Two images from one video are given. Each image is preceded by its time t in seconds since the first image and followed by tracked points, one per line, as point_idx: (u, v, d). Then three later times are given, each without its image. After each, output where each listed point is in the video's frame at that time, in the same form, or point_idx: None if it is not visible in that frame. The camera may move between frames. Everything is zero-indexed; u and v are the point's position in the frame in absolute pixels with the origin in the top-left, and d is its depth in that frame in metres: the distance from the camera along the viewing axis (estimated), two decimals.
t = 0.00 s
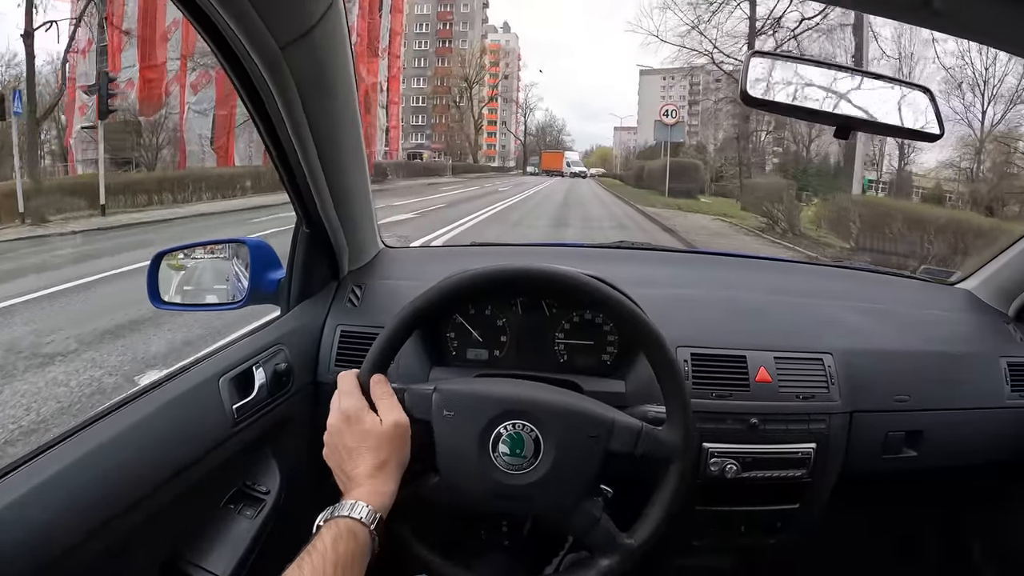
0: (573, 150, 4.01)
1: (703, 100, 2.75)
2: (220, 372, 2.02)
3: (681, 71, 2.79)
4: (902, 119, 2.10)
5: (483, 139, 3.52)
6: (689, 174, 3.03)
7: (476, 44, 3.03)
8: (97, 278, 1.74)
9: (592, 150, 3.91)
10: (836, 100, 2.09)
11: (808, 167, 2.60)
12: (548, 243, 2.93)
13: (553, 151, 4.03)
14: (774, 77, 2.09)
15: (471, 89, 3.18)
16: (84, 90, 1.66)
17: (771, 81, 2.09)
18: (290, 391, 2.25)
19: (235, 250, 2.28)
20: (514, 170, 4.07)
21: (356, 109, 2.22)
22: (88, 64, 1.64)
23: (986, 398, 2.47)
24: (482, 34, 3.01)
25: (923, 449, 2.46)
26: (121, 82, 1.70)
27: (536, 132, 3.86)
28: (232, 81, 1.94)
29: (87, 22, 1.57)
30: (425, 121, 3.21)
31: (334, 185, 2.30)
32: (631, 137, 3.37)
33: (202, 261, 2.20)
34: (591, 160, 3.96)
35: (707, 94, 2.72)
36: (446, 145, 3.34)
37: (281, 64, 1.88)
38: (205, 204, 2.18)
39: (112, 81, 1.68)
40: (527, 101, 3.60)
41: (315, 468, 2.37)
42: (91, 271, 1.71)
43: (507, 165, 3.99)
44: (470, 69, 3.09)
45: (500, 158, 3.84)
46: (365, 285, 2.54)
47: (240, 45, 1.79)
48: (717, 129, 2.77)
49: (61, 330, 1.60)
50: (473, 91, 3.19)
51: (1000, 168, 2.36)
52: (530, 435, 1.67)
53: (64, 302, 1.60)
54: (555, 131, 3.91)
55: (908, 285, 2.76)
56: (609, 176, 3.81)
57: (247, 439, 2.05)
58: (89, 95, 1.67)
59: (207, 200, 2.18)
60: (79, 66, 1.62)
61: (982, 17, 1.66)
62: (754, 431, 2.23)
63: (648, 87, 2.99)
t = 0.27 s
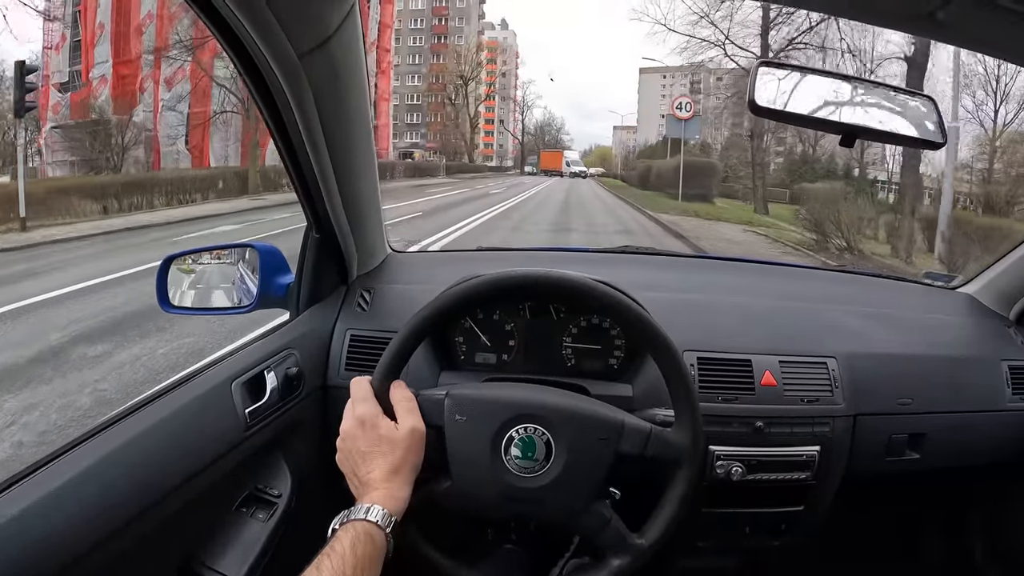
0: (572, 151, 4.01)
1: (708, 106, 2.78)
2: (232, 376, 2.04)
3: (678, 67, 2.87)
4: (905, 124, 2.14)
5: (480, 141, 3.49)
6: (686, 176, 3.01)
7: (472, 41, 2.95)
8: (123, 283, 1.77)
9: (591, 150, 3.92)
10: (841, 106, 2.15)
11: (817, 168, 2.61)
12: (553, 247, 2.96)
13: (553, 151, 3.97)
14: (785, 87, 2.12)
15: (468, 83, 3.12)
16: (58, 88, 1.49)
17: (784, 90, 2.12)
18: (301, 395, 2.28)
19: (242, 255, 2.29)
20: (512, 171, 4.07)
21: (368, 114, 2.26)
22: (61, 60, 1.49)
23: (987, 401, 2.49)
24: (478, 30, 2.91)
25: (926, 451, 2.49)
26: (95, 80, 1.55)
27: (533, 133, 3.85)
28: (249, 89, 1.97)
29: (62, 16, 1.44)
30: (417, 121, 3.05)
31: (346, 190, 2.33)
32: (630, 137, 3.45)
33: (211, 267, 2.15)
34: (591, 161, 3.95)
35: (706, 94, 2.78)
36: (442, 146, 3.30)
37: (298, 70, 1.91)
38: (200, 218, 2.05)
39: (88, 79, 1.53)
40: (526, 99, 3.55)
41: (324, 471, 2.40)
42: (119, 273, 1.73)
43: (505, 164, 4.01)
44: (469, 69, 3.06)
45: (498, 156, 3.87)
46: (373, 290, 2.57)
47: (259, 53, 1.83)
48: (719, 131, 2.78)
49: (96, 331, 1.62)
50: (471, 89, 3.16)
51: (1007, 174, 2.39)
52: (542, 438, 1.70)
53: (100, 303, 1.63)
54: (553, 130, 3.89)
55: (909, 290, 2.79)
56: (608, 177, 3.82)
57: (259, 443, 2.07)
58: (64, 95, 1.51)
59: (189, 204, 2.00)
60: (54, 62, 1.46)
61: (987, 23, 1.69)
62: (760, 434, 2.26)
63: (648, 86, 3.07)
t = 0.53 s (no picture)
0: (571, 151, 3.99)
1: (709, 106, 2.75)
2: (231, 378, 2.04)
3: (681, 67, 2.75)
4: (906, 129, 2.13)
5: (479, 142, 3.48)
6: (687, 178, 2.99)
7: (468, 35, 2.94)
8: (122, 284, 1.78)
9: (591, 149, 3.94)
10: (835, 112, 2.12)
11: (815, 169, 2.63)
12: (553, 250, 2.96)
13: (551, 149, 3.97)
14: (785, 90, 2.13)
15: (467, 84, 3.08)
16: (29, 86, 1.41)
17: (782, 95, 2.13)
18: (299, 397, 2.28)
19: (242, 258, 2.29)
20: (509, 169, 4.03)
21: (367, 116, 2.26)
22: (32, 57, 1.40)
23: (986, 406, 2.50)
24: (473, 25, 2.91)
25: (924, 455, 2.49)
26: (64, 77, 1.47)
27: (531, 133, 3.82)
28: (249, 93, 1.98)
29: (34, 10, 1.37)
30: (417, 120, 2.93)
31: (344, 193, 2.33)
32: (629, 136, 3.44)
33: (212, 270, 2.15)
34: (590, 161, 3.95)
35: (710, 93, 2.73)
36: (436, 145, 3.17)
37: (297, 74, 1.92)
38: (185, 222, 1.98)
39: (58, 74, 1.45)
40: (522, 96, 3.50)
41: (323, 473, 2.40)
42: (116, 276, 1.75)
43: (502, 164, 3.86)
44: (467, 70, 3.03)
45: (494, 156, 3.76)
46: (373, 293, 2.57)
47: (260, 58, 1.83)
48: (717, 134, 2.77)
49: (93, 332, 1.64)
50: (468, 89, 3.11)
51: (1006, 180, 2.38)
52: (540, 441, 1.70)
53: (92, 305, 1.65)
54: (551, 129, 3.85)
55: (909, 293, 2.79)
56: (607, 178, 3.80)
57: (257, 445, 2.07)
58: (35, 92, 1.42)
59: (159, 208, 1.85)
60: (24, 59, 1.37)
61: (982, 28, 1.69)
62: (759, 438, 2.26)
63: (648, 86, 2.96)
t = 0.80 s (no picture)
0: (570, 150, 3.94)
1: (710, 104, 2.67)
2: (221, 375, 2.02)
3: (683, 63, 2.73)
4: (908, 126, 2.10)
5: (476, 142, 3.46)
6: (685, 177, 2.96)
7: (465, 31, 2.88)
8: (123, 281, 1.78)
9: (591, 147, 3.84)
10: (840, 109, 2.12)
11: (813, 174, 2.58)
12: (550, 249, 2.93)
13: (550, 148, 3.87)
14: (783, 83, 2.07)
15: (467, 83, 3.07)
16: None
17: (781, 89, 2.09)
18: (291, 395, 2.26)
19: (239, 256, 2.26)
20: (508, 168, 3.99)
21: (358, 112, 2.24)
22: None
23: (987, 407, 2.47)
24: (470, 21, 2.86)
25: (924, 457, 2.46)
26: (30, 74, 1.34)
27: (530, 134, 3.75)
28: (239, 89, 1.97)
29: None
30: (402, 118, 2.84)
31: (336, 189, 2.30)
32: (629, 136, 3.37)
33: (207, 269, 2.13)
34: (590, 160, 3.89)
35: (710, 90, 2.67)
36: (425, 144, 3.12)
37: (286, 70, 1.90)
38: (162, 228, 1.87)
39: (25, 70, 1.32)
40: (521, 95, 3.45)
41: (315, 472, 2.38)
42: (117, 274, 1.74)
43: (501, 164, 3.84)
44: (465, 67, 2.99)
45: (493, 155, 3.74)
46: (367, 291, 2.55)
47: (248, 53, 1.82)
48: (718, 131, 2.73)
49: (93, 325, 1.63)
50: (466, 85, 3.08)
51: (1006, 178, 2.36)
52: (530, 440, 1.68)
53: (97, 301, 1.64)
54: (551, 127, 3.75)
55: (909, 293, 2.76)
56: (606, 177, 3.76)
57: (248, 443, 2.05)
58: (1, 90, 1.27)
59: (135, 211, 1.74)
60: None
61: (984, 21, 1.67)
62: (755, 438, 2.23)
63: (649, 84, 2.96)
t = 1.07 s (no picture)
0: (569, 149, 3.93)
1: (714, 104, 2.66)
2: (224, 373, 2.03)
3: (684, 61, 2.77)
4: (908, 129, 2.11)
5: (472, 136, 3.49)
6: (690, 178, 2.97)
7: (460, 24, 2.95)
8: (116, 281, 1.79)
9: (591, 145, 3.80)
10: (836, 111, 2.11)
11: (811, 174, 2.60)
12: (551, 249, 2.94)
13: (549, 145, 3.82)
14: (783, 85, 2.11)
15: (463, 77, 3.08)
16: None
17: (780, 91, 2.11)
18: (294, 393, 2.27)
19: (240, 254, 2.28)
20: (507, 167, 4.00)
21: (361, 111, 2.25)
22: None
23: (987, 409, 2.48)
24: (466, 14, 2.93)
25: (923, 459, 2.47)
26: None
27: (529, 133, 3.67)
28: (243, 89, 1.97)
29: None
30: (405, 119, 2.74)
31: (338, 189, 2.31)
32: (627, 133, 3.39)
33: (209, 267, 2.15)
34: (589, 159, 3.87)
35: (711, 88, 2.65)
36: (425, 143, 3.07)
37: (290, 71, 1.91)
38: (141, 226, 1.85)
39: None
40: (519, 91, 3.39)
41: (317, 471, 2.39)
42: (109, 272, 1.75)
43: (497, 160, 3.83)
44: (462, 62, 3.01)
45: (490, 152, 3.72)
46: (369, 290, 2.56)
47: (253, 54, 1.83)
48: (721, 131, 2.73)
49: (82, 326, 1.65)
50: (463, 81, 3.11)
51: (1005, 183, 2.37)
52: (531, 439, 1.69)
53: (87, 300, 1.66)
54: (549, 125, 3.64)
55: (909, 295, 2.78)
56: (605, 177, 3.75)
57: (251, 441, 2.06)
58: None
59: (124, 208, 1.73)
60: None
61: (986, 25, 1.69)
62: (755, 439, 2.24)
63: (648, 81, 2.98)
